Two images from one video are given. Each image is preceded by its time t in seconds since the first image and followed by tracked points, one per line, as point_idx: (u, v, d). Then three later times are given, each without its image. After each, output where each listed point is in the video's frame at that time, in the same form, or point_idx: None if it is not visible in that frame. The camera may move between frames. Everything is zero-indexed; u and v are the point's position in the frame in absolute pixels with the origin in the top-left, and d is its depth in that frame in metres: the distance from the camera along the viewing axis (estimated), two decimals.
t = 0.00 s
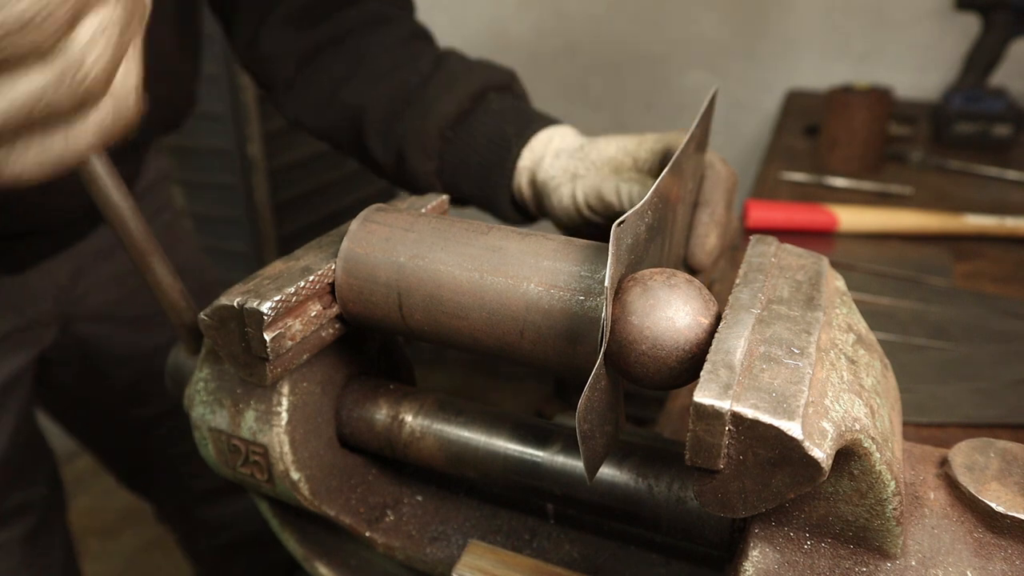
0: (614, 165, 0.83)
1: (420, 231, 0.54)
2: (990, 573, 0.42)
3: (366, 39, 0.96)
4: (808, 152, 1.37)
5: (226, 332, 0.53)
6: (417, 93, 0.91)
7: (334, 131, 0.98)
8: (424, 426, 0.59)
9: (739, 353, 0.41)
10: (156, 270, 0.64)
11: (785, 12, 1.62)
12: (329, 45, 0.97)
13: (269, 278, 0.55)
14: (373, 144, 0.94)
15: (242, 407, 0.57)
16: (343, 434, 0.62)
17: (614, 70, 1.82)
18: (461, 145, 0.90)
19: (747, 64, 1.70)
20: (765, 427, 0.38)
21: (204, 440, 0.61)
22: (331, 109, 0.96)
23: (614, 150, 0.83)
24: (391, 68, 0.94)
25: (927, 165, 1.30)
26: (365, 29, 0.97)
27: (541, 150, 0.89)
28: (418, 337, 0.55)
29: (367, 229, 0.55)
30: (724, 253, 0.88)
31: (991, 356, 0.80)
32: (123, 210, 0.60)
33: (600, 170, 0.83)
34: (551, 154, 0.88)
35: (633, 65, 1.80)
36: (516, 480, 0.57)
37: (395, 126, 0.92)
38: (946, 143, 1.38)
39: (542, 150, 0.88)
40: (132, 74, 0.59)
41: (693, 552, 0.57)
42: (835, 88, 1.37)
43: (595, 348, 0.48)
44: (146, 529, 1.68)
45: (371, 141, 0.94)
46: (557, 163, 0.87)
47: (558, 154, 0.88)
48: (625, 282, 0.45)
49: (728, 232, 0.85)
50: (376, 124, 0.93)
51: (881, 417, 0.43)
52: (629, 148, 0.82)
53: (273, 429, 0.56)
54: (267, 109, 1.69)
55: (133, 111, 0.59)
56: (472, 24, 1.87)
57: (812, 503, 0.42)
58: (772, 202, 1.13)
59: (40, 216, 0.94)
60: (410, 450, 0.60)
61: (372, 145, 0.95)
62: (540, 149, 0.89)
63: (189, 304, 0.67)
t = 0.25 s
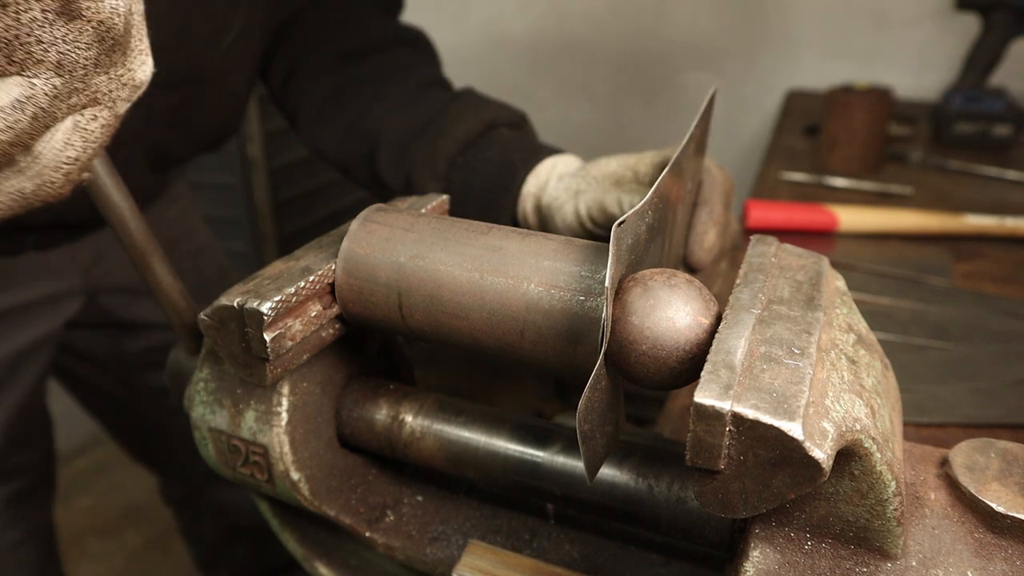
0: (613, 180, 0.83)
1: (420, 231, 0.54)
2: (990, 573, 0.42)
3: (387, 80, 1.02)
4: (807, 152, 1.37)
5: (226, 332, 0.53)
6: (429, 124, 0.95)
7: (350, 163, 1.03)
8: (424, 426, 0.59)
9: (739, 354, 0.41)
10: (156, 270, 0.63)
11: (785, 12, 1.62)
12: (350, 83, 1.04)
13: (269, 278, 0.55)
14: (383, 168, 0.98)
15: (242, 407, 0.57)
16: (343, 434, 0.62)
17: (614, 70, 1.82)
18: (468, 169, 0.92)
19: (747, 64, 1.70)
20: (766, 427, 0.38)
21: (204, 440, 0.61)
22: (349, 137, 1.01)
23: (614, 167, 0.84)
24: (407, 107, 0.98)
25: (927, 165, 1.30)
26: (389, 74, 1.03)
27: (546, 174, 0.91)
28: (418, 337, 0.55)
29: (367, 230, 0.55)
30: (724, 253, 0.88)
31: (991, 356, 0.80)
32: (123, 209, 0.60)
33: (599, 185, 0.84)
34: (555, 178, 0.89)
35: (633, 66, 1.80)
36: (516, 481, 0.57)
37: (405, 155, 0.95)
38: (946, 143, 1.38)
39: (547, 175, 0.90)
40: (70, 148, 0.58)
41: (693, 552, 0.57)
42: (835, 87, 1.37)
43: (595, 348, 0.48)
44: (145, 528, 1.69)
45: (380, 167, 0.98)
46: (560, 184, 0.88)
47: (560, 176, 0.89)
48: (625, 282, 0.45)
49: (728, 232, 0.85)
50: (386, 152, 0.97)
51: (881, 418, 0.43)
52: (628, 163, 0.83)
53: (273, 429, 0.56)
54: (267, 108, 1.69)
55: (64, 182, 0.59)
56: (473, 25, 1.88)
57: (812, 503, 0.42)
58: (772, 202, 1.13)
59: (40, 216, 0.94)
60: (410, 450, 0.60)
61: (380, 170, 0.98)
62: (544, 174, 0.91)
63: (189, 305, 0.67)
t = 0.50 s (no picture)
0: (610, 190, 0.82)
1: (420, 232, 0.54)
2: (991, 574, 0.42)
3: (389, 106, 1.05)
4: (807, 152, 1.37)
5: (226, 333, 0.53)
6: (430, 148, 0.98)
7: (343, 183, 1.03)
8: (424, 427, 0.59)
9: (739, 354, 0.41)
10: (155, 269, 0.63)
11: (785, 12, 1.62)
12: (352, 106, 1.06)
13: (269, 278, 0.55)
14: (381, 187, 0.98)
15: (242, 407, 0.57)
16: (343, 434, 0.62)
17: (614, 70, 1.81)
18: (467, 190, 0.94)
19: (747, 64, 1.70)
20: (766, 428, 0.37)
21: (204, 441, 0.60)
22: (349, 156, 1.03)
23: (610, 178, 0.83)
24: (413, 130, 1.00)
25: (927, 165, 1.30)
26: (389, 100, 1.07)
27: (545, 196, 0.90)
28: (418, 338, 0.55)
29: (367, 230, 0.55)
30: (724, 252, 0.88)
31: (991, 356, 0.80)
32: (121, 209, 0.60)
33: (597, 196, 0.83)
34: (554, 199, 0.88)
35: (633, 66, 1.80)
36: (516, 481, 0.57)
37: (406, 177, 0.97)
38: (946, 143, 1.38)
39: (546, 196, 0.89)
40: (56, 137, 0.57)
41: (694, 552, 0.57)
42: (835, 87, 1.37)
43: (595, 348, 0.48)
44: (145, 529, 1.68)
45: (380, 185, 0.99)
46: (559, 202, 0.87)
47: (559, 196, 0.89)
48: (625, 283, 0.45)
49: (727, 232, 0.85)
50: (387, 170, 0.98)
51: (881, 418, 0.43)
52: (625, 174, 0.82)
53: (273, 430, 0.56)
54: (267, 108, 1.69)
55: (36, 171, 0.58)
56: (473, 25, 1.88)
57: (812, 504, 0.42)
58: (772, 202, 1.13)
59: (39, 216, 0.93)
60: (410, 451, 0.60)
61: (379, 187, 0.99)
62: (544, 197, 0.90)
63: (189, 305, 0.66)
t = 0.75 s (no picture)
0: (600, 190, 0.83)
1: (420, 232, 0.54)
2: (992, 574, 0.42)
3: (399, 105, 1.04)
4: (807, 152, 1.37)
5: (226, 334, 0.53)
6: (437, 149, 0.98)
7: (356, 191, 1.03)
8: (424, 428, 0.59)
9: (739, 355, 0.41)
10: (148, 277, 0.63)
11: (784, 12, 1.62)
12: (365, 107, 1.04)
13: (269, 279, 0.54)
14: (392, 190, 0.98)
15: (241, 409, 0.57)
16: (343, 435, 0.62)
17: (614, 69, 1.81)
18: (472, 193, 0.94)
19: (747, 64, 1.70)
20: (767, 430, 0.37)
21: (203, 442, 0.60)
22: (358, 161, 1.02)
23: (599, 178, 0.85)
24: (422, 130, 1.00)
25: (927, 164, 1.30)
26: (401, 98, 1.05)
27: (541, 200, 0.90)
28: (417, 338, 0.55)
29: (367, 230, 0.55)
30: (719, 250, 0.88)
31: (991, 356, 0.80)
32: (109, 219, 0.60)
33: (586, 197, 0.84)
34: (548, 203, 0.89)
35: (633, 65, 1.79)
36: (516, 482, 0.57)
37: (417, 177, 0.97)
38: (946, 143, 1.38)
39: (541, 201, 0.90)
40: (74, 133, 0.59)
41: (694, 553, 0.57)
42: (835, 87, 1.37)
43: (595, 349, 0.48)
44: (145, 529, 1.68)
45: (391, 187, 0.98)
46: (552, 204, 0.88)
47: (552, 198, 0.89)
48: (625, 283, 0.45)
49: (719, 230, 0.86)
50: (397, 172, 0.97)
51: (882, 419, 0.43)
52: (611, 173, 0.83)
53: (273, 431, 0.56)
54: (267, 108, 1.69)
55: (56, 167, 0.58)
56: (473, 24, 1.88)
57: (813, 505, 0.42)
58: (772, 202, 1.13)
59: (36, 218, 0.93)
60: (410, 451, 0.60)
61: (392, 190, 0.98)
62: (540, 199, 0.91)
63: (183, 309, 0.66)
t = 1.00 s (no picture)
0: (605, 183, 0.82)
1: (420, 232, 0.54)
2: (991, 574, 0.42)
3: (400, 83, 1.01)
4: (807, 152, 1.37)
5: (226, 334, 0.53)
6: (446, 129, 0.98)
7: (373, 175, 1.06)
8: (424, 428, 0.59)
9: (738, 355, 0.41)
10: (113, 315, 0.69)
11: (785, 12, 1.62)
12: (369, 85, 1.03)
13: (269, 280, 0.55)
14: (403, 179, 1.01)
15: (242, 409, 0.57)
16: (343, 435, 0.62)
17: (614, 69, 1.81)
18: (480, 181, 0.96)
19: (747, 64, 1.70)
20: (766, 430, 0.37)
21: (204, 442, 0.60)
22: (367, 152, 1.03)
23: (605, 170, 0.83)
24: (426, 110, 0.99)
25: (927, 164, 1.30)
26: (405, 71, 1.03)
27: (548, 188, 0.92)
28: (417, 339, 0.55)
29: (367, 230, 0.55)
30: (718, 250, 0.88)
31: (991, 356, 0.80)
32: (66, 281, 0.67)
33: (593, 189, 0.83)
34: (555, 189, 0.90)
35: (633, 65, 1.79)
36: (516, 482, 0.57)
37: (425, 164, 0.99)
38: (946, 143, 1.38)
39: (548, 186, 0.92)
40: None
41: (694, 553, 0.57)
42: (834, 87, 1.37)
43: (595, 349, 0.48)
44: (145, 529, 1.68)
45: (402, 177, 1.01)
46: (559, 193, 0.88)
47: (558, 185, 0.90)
48: (625, 283, 0.45)
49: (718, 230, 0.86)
50: (408, 158, 0.99)
51: (881, 419, 0.43)
52: (620, 164, 0.82)
53: (273, 431, 0.56)
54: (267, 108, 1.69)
55: None
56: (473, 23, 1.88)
57: (812, 505, 0.42)
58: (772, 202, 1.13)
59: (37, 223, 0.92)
60: (410, 451, 0.60)
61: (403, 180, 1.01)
62: (547, 185, 0.92)
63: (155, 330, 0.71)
